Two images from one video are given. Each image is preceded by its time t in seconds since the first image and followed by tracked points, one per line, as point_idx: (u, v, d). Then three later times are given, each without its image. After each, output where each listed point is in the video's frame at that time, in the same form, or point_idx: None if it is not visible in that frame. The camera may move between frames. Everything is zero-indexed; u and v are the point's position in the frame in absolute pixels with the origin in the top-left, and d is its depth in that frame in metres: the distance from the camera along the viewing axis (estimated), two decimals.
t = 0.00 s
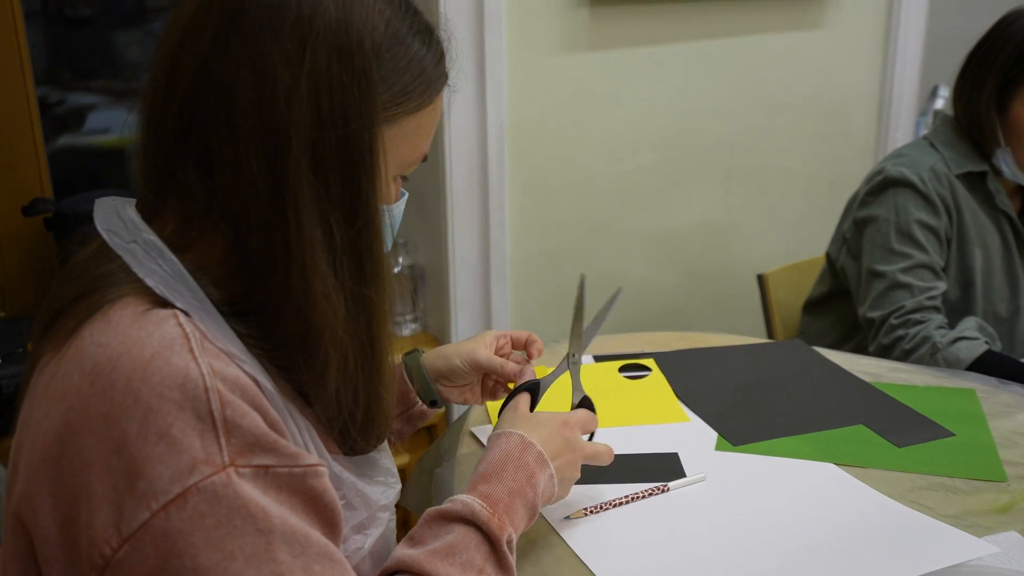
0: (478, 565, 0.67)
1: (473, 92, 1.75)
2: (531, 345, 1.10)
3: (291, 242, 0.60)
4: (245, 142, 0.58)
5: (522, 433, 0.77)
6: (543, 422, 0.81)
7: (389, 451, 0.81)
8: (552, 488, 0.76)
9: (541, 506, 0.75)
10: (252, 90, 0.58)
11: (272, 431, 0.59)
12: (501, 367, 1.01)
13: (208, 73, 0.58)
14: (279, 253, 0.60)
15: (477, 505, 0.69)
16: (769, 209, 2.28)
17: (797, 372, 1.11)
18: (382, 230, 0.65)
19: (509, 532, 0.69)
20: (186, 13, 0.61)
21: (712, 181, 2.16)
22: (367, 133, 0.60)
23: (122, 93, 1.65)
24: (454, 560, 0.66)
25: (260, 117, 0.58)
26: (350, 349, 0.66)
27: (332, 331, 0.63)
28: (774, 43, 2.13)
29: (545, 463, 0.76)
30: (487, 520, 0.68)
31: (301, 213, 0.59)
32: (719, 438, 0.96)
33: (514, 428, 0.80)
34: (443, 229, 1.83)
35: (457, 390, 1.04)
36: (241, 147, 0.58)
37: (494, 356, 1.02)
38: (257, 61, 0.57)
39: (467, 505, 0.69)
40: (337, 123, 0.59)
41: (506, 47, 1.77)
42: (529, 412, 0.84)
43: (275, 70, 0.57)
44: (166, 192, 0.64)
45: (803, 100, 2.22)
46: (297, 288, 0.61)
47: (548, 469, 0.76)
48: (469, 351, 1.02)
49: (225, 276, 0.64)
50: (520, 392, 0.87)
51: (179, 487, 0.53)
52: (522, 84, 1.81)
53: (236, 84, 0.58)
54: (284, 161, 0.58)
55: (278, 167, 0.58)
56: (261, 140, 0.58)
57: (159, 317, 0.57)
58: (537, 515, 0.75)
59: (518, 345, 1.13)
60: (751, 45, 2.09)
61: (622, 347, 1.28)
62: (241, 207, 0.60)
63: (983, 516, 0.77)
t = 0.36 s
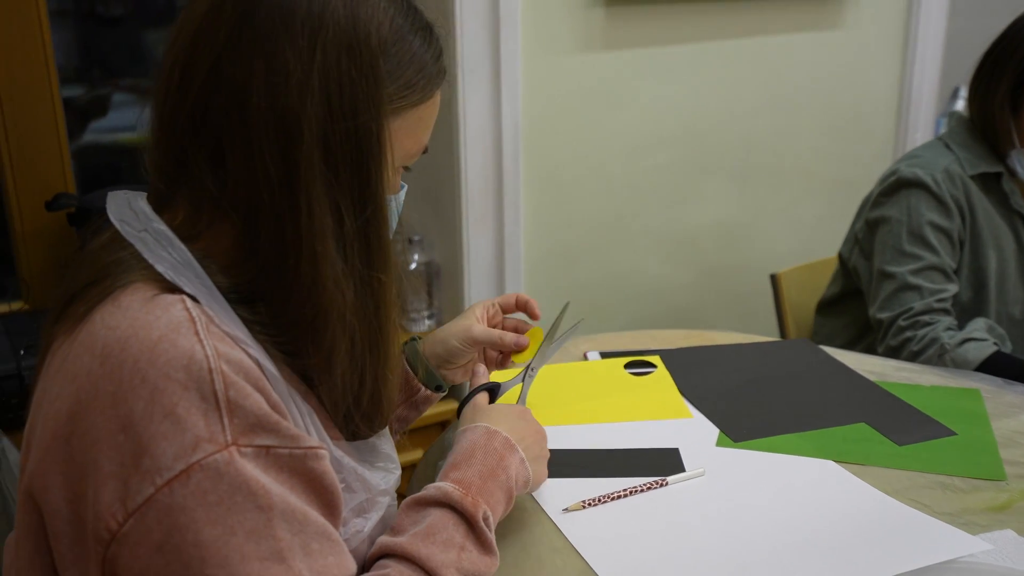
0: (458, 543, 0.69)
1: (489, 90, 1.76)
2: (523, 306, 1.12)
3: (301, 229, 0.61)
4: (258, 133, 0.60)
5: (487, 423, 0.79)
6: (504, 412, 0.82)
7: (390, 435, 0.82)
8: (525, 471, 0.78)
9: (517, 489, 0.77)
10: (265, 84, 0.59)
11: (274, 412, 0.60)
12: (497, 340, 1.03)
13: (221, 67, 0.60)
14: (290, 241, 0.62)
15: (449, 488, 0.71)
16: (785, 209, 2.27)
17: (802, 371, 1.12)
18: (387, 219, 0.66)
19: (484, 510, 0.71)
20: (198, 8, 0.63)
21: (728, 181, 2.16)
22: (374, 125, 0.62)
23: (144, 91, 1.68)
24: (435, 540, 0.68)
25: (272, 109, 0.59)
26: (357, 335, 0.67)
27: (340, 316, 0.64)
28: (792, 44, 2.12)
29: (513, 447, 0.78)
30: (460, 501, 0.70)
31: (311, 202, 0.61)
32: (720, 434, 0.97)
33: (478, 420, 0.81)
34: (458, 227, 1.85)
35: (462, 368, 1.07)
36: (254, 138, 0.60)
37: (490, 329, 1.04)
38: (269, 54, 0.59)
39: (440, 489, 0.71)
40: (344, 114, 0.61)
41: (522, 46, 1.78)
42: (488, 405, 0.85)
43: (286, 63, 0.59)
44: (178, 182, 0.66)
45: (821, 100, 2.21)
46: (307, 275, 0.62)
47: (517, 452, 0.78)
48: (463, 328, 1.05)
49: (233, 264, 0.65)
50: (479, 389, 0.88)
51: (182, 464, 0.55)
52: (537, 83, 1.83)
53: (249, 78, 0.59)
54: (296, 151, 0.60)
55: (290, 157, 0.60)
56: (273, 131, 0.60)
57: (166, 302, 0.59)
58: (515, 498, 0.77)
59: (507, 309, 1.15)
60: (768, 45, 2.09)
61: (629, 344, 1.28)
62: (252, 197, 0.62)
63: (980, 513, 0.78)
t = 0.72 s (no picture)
0: (458, 523, 0.71)
1: (503, 89, 1.77)
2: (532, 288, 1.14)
3: (301, 212, 0.63)
4: (258, 119, 0.61)
5: (484, 409, 0.80)
6: (501, 397, 0.84)
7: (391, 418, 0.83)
8: (521, 456, 0.79)
9: (514, 473, 0.79)
10: (264, 71, 0.61)
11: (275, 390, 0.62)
12: (497, 319, 1.06)
13: (221, 57, 0.62)
14: (290, 223, 0.63)
15: (448, 469, 0.73)
16: (801, 209, 2.26)
17: (808, 368, 1.11)
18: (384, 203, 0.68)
19: (482, 491, 0.73)
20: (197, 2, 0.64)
21: (743, 180, 2.15)
22: (370, 109, 0.64)
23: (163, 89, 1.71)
24: (435, 518, 0.70)
25: (271, 96, 0.61)
26: (357, 316, 0.69)
27: (339, 296, 0.66)
28: (809, 43, 2.11)
29: (510, 433, 0.79)
30: (459, 482, 0.72)
31: (310, 185, 0.62)
32: (723, 429, 0.97)
33: (475, 405, 0.83)
34: (471, 225, 1.86)
35: (464, 351, 1.10)
36: (254, 125, 0.61)
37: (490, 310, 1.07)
38: (267, 43, 0.60)
39: (439, 470, 0.73)
40: (341, 99, 0.62)
41: (536, 44, 1.79)
42: (488, 388, 0.87)
43: (283, 50, 0.60)
44: (181, 171, 0.67)
45: (837, 100, 2.20)
46: (307, 255, 0.64)
47: (514, 437, 0.79)
48: (463, 310, 1.08)
49: (236, 249, 0.67)
50: (480, 374, 0.90)
51: (185, 439, 0.57)
52: (552, 82, 1.84)
53: (249, 65, 0.61)
54: (294, 135, 0.61)
55: (290, 142, 0.61)
56: (273, 117, 0.61)
57: (169, 285, 0.61)
58: (512, 482, 0.78)
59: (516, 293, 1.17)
60: (784, 45, 2.08)
61: (636, 340, 1.29)
62: (253, 181, 0.63)
63: (978, 510, 0.78)
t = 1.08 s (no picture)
0: (449, 497, 0.73)
1: (516, 85, 1.78)
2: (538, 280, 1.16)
3: (298, 194, 0.64)
4: (255, 105, 0.62)
5: (471, 392, 0.82)
6: (489, 380, 0.85)
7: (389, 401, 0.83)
8: (510, 435, 0.81)
9: (503, 452, 0.81)
10: (260, 58, 0.62)
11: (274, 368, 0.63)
12: (507, 305, 1.07)
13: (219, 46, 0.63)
14: (288, 206, 0.64)
15: (436, 447, 0.75)
16: (814, 208, 2.25)
17: (814, 363, 1.11)
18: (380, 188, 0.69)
19: (470, 466, 0.75)
20: None
21: (755, 178, 2.15)
22: (365, 95, 0.65)
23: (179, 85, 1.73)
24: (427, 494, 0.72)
25: (267, 82, 0.62)
26: (355, 298, 0.70)
27: (336, 278, 0.67)
28: (823, 41, 2.10)
29: (496, 413, 0.81)
30: (446, 458, 0.74)
31: (307, 168, 0.63)
32: (726, 423, 0.97)
33: (463, 387, 0.85)
34: (483, 221, 1.87)
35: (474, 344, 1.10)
36: (251, 111, 0.62)
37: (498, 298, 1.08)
38: (264, 30, 0.61)
39: (426, 448, 0.75)
40: (337, 85, 0.63)
41: (549, 40, 1.79)
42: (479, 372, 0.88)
43: (280, 37, 0.62)
44: (182, 159, 0.68)
45: (851, 98, 2.19)
46: (304, 237, 0.65)
47: (501, 417, 0.81)
48: (472, 301, 1.08)
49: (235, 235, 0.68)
50: (472, 358, 0.91)
51: (188, 416, 0.58)
52: (564, 79, 1.84)
53: (247, 53, 0.62)
54: (290, 120, 0.62)
55: (286, 127, 0.62)
56: (269, 103, 0.62)
57: (170, 269, 0.62)
58: (501, 460, 0.80)
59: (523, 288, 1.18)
60: (798, 43, 2.07)
61: (642, 334, 1.29)
62: (251, 166, 0.64)
63: (980, 504, 0.78)
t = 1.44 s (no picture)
0: (440, 484, 0.73)
1: (518, 83, 1.78)
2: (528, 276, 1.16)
3: (287, 185, 0.64)
4: (245, 97, 0.62)
5: (463, 383, 0.82)
6: (483, 372, 0.85)
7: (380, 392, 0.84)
8: (502, 425, 0.81)
9: (495, 443, 0.81)
10: (250, 51, 0.62)
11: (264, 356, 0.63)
12: (497, 303, 1.06)
13: (210, 39, 0.63)
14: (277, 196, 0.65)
15: (427, 435, 0.76)
16: (817, 207, 2.25)
17: (810, 360, 1.11)
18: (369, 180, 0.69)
19: (460, 454, 0.76)
20: None
21: (758, 177, 2.14)
22: (354, 87, 0.65)
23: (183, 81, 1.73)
24: (418, 481, 0.73)
25: (257, 75, 0.62)
26: (344, 289, 0.70)
27: (324, 269, 0.67)
28: (825, 40, 2.10)
29: (488, 404, 0.81)
30: (436, 447, 0.75)
31: (296, 159, 0.64)
32: (722, 419, 0.97)
33: (456, 379, 0.85)
34: (485, 219, 1.87)
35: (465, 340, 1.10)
36: (241, 103, 0.63)
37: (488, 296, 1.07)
38: (253, 24, 0.62)
39: (417, 437, 0.76)
40: (326, 77, 0.64)
41: (550, 38, 1.79)
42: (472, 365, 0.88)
43: (269, 31, 0.62)
44: (174, 152, 0.69)
45: (854, 98, 2.18)
46: (293, 228, 0.65)
47: (493, 408, 0.81)
48: (462, 299, 1.08)
49: (226, 226, 0.69)
50: (465, 352, 0.91)
51: (178, 402, 0.58)
52: (565, 77, 1.84)
53: (237, 46, 0.62)
54: (279, 112, 0.63)
55: (275, 119, 0.63)
56: (258, 95, 0.62)
57: (161, 260, 0.62)
58: (493, 451, 0.80)
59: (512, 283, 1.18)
60: (800, 42, 2.07)
61: (641, 330, 1.29)
62: (241, 157, 0.65)
63: (973, 500, 0.78)
